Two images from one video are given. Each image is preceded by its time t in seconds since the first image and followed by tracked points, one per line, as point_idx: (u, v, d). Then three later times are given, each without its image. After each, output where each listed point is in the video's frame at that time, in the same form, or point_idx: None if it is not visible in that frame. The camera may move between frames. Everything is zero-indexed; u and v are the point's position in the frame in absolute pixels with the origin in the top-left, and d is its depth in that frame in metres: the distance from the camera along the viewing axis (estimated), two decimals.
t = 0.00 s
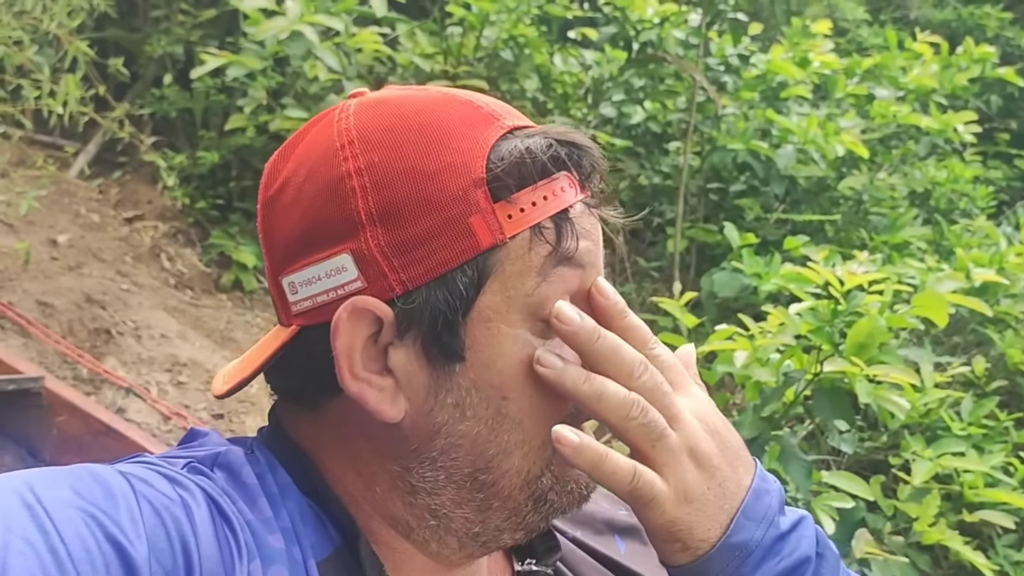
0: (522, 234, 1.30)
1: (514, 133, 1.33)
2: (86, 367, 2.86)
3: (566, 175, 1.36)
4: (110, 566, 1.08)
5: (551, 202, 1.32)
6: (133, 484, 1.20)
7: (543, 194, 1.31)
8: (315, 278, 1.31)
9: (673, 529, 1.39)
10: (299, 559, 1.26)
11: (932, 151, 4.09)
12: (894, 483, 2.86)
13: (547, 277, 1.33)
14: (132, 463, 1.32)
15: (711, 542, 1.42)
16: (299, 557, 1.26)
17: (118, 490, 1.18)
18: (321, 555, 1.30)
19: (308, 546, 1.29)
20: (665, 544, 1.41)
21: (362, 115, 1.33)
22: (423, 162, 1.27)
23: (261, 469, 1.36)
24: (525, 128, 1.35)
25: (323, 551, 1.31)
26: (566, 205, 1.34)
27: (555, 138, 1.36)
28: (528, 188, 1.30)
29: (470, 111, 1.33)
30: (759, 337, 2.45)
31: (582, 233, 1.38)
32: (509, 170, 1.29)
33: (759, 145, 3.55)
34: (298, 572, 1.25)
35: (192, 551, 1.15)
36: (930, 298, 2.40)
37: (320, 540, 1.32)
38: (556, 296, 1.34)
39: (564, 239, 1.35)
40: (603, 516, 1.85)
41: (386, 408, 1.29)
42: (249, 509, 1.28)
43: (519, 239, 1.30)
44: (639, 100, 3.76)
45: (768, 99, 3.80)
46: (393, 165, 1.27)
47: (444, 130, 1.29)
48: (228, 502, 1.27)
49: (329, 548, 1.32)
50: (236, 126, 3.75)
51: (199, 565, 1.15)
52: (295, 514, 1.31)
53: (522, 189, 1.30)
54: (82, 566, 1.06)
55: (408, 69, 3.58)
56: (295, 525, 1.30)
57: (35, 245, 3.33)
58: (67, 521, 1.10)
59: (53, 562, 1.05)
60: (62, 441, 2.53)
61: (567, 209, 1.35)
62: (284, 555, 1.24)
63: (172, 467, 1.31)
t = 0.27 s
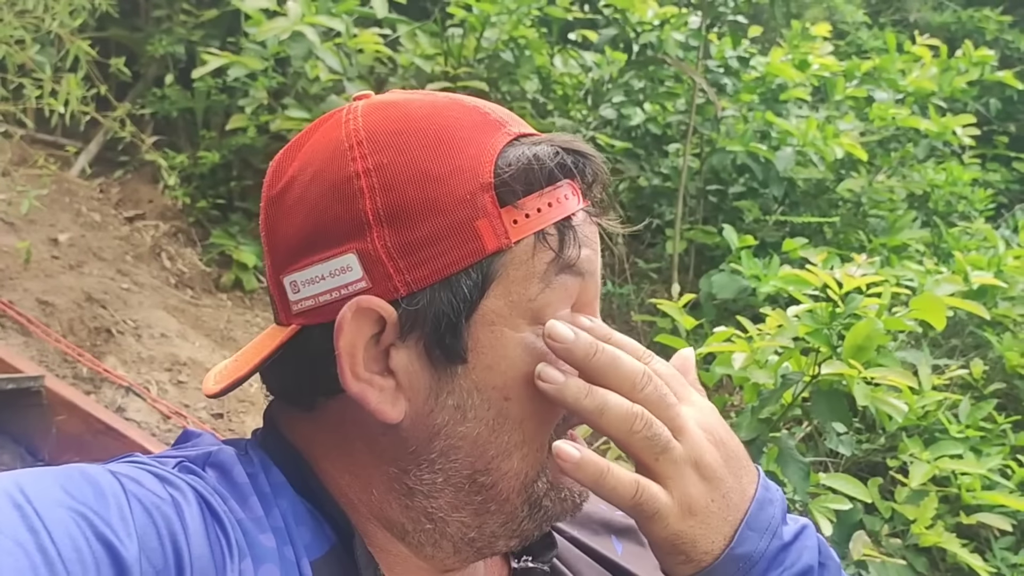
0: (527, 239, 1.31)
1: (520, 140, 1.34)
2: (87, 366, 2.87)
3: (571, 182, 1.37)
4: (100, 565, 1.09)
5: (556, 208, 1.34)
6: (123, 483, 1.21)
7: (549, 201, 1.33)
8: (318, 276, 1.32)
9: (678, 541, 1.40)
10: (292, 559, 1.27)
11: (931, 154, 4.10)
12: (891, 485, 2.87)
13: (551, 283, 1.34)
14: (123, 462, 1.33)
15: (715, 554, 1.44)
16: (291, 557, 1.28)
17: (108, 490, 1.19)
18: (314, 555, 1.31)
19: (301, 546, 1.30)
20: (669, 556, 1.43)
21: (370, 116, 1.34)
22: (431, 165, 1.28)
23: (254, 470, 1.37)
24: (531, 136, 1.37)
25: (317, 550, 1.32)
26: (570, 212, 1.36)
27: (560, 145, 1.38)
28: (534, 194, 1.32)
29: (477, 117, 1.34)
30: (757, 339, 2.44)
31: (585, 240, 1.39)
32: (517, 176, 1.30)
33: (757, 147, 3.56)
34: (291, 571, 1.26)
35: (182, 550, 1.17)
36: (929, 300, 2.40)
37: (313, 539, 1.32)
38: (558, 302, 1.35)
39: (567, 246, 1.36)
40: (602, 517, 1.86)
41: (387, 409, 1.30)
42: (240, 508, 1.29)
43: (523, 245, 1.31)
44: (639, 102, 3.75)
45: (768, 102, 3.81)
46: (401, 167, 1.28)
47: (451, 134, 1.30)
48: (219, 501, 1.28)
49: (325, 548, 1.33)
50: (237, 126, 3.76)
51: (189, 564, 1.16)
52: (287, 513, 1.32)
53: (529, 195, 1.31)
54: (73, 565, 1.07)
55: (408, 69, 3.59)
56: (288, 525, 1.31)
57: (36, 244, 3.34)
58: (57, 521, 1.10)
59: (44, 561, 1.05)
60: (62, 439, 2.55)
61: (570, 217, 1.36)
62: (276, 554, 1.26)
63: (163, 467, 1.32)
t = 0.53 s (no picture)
0: (521, 235, 1.31)
1: (515, 138, 1.35)
2: (82, 366, 2.87)
3: (563, 181, 1.38)
4: (91, 568, 1.09)
5: (550, 204, 1.34)
6: (113, 486, 1.21)
7: (543, 198, 1.33)
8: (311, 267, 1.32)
9: (716, 556, 1.35)
10: (283, 562, 1.27)
11: (928, 154, 4.10)
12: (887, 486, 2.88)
13: (543, 280, 1.33)
14: (114, 464, 1.32)
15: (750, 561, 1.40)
16: (282, 559, 1.27)
17: (98, 493, 1.18)
18: (305, 558, 1.30)
19: (293, 548, 1.30)
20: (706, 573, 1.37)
21: (367, 112, 1.35)
22: (427, 159, 1.28)
23: (243, 474, 1.36)
24: (524, 136, 1.37)
25: (308, 553, 1.31)
26: (563, 211, 1.36)
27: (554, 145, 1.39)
28: (529, 191, 1.32)
29: (473, 116, 1.35)
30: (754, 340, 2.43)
31: (577, 240, 1.39)
32: (511, 172, 1.31)
33: (754, 147, 3.55)
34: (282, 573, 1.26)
35: (173, 553, 1.16)
36: (926, 302, 2.40)
37: (305, 541, 1.32)
38: (552, 299, 1.34)
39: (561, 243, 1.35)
40: (596, 524, 1.86)
41: (380, 403, 1.29)
42: (231, 510, 1.28)
43: (518, 240, 1.31)
44: (636, 101, 3.76)
45: (765, 102, 3.77)
46: (398, 161, 1.28)
47: (448, 131, 1.31)
48: (209, 504, 1.27)
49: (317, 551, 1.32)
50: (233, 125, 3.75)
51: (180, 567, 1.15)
52: (278, 517, 1.32)
53: (523, 191, 1.31)
54: (63, 569, 1.06)
55: (405, 68, 3.58)
56: (279, 528, 1.31)
57: (31, 242, 3.34)
58: (47, 524, 1.10)
59: (33, 565, 1.05)
60: (57, 438, 2.54)
61: (563, 216, 1.36)
62: (267, 557, 1.25)
63: (154, 469, 1.32)
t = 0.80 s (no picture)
0: (452, 205, 1.22)
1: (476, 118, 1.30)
2: (73, 362, 2.87)
3: (521, 161, 1.29)
4: (84, 560, 1.09)
5: (492, 176, 1.25)
6: (106, 479, 1.21)
7: (490, 172, 1.26)
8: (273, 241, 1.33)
9: (839, 527, 1.52)
10: (275, 554, 1.26)
11: (917, 152, 4.11)
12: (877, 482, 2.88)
13: (475, 250, 1.22)
14: (107, 458, 1.32)
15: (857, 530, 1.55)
16: (275, 551, 1.26)
17: (91, 485, 1.18)
18: (297, 549, 1.29)
19: (285, 540, 1.29)
20: (830, 542, 1.53)
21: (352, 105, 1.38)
22: (372, 133, 1.28)
23: (236, 468, 1.35)
24: (492, 119, 1.33)
25: (299, 544, 1.30)
26: (518, 189, 1.27)
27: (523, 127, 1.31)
28: (469, 163, 1.25)
29: (439, 102, 1.33)
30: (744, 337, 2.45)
31: (540, 219, 1.27)
32: (446, 143, 1.25)
33: (744, 145, 3.57)
34: (274, 566, 1.24)
35: (166, 545, 1.15)
36: (915, 299, 2.41)
37: (296, 534, 1.30)
38: (492, 273, 1.22)
39: (506, 217, 1.24)
40: (586, 521, 1.86)
41: (312, 366, 1.25)
42: (223, 504, 1.28)
43: (447, 209, 1.22)
44: (627, 99, 3.77)
45: (756, 100, 3.79)
46: (351, 138, 1.29)
47: (401, 111, 1.30)
48: (202, 497, 1.27)
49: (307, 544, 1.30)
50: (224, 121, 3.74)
51: (174, 558, 1.15)
52: (271, 510, 1.31)
53: (461, 164, 1.25)
54: (56, 560, 1.07)
55: (396, 65, 3.58)
56: (271, 522, 1.30)
57: (21, 239, 3.33)
58: (41, 516, 1.10)
59: (27, 556, 1.05)
60: (48, 435, 2.54)
61: (517, 192, 1.26)
62: (259, 549, 1.24)
63: (147, 463, 1.31)
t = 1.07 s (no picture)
0: (346, 171, 1.49)
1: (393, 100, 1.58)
2: (61, 359, 2.86)
3: (427, 130, 1.52)
4: (91, 548, 1.09)
5: (392, 144, 1.49)
6: (111, 470, 1.21)
7: (386, 139, 1.51)
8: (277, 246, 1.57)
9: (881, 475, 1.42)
10: (274, 538, 1.30)
11: (904, 148, 4.14)
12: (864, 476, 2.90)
13: (359, 208, 1.45)
14: (109, 450, 1.33)
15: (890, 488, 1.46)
16: (274, 536, 1.30)
17: (96, 475, 1.18)
18: (293, 532, 1.34)
19: (282, 526, 1.33)
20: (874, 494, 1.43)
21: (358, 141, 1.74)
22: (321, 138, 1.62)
23: (236, 458, 1.41)
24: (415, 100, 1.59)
25: (295, 529, 1.35)
26: (410, 151, 1.48)
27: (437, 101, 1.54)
28: (368, 135, 1.52)
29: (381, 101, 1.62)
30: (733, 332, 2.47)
31: (427, 180, 1.46)
32: (354, 124, 1.55)
33: (733, 141, 3.58)
34: (273, 552, 1.28)
35: (170, 534, 1.16)
36: (902, 293, 2.43)
37: (291, 519, 1.36)
38: (376, 230, 1.43)
39: (385, 179, 1.46)
40: (581, 515, 1.88)
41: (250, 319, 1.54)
42: (224, 493, 1.31)
43: (342, 176, 1.49)
44: (616, 95, 3.77)
45: (744, 97, 3.79)
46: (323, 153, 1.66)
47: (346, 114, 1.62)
48: (204, 487, 1.29)
49: (300, 527, 1.36)
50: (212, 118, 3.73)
51: (178, 548, 1.15)
52: (271, 498, 1.36)
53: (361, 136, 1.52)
54: (64, 547, 1.06)
55: (385, 62, 3.57)
56: (270, 509, 1.34)
57: (8, 236, 3.31)
58: (47, 504, 1.09)
59: (35, 543, 1.04)
60: (36, 432, 2.53)
61: (408, 154, 1.48)
62: (259, 536, 1.27)
63: (148, 454, 1.33)
